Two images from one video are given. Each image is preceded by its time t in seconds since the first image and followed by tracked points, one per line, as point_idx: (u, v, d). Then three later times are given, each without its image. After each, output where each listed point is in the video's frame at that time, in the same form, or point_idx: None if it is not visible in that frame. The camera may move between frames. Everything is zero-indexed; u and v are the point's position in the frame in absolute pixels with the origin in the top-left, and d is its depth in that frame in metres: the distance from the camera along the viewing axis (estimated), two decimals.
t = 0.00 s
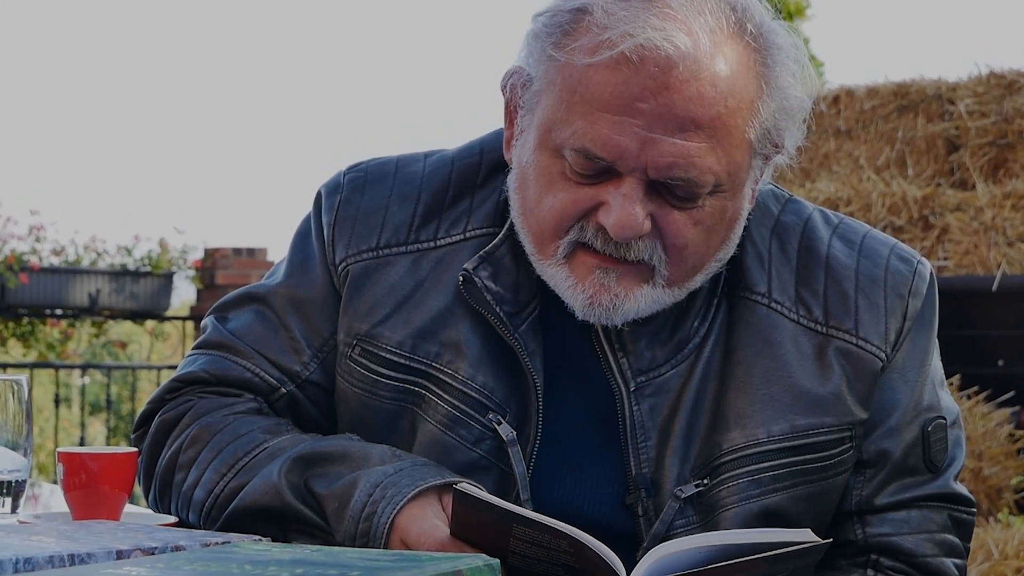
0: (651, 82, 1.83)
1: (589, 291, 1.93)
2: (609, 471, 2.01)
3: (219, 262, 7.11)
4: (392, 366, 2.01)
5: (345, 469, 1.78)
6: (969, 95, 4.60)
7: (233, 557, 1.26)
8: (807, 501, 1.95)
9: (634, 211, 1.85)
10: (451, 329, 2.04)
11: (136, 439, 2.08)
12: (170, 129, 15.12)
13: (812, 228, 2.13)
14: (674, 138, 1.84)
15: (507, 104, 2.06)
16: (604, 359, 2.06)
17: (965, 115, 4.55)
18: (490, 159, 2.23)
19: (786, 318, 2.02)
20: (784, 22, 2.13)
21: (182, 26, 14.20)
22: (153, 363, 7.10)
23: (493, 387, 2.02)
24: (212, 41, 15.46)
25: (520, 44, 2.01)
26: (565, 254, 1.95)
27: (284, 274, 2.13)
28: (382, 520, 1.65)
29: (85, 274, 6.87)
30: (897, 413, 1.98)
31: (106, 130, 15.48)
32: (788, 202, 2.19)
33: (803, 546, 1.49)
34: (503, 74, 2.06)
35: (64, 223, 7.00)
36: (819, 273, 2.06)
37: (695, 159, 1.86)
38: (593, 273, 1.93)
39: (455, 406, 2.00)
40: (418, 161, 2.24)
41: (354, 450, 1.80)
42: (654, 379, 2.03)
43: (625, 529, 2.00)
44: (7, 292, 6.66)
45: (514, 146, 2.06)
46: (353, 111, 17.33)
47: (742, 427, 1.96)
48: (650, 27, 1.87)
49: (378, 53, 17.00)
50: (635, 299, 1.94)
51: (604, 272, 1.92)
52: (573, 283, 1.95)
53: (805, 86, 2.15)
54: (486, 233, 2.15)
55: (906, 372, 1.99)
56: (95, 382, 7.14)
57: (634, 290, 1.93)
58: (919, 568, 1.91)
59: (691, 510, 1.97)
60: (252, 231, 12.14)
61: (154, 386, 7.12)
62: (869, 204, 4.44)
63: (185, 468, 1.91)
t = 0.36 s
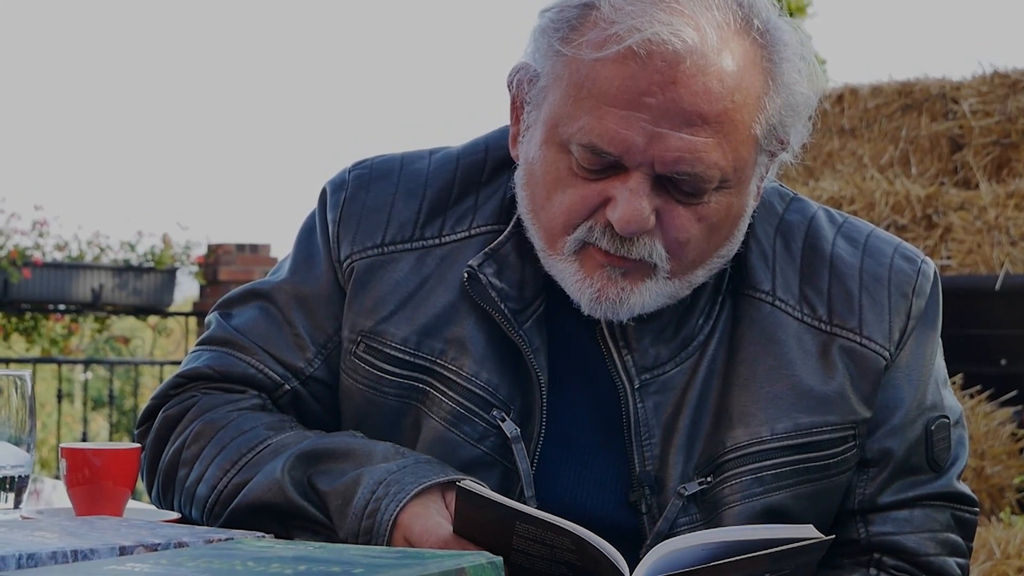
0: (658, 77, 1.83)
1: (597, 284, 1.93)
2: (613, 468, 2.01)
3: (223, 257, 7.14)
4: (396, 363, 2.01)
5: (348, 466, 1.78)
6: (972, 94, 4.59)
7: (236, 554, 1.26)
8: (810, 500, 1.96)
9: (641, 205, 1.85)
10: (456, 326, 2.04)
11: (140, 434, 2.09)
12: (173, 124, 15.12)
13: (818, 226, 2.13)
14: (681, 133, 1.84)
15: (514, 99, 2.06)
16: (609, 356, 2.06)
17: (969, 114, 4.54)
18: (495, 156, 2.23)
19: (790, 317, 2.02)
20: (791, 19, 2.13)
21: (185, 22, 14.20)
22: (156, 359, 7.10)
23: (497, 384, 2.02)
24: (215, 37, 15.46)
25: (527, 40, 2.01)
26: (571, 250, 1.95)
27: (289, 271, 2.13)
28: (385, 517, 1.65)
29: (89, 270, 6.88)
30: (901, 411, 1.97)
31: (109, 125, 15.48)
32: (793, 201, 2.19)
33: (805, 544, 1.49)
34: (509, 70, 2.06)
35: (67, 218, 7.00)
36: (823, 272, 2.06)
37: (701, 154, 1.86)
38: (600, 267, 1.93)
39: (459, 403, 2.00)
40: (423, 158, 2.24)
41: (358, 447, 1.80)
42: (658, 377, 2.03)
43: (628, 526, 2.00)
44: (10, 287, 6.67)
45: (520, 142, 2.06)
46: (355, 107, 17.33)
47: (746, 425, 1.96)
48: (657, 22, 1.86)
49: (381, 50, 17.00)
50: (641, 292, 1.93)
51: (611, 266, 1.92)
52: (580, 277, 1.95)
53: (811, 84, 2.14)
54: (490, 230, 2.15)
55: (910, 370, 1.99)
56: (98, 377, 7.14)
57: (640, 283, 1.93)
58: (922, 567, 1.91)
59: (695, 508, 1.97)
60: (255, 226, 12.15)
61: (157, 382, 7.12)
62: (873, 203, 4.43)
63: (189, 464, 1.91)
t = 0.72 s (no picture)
0: (661, 77, 1.83)
1: (596, 289, 1.93)
2: (616, 466, 2.01)
3: (226, 256, 7.17)
4: (399, 361, 2.01)
5: (350, 465, 1.78)
6: (975, 93, 4.58)
7: (238, 552, 1.26)
8: (813, 499, 1.95)
9: (644, 205, 1.85)
10: (458, 325, 2.04)
11: (142, 433, 2.09)
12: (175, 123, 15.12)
13: (821, 225, 2.12)
14: (684, 132, 1.84)
15: (516, 99, 2.06)
16: (611, 354, 2.06)
17: (972, 113, 4.53)
18: (497, 155, 2.23)
19: (793, 316, 2.02)
20: (793, 17, 2.12)
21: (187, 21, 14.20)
22: (159, 357, 7.11)
23: (500, 382, 2.02)
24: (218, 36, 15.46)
25: (529, 39, 2.01)
26: (574, 250, 1.95)
27: (291, 269, 2.13)
28: (387, 516, 1.65)
29: (91, 269, 6.88)
30: (904, 411, 1.97)
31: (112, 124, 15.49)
32: (796, 200, 2.19)
33: (808, 543, 1.49)
34: (511, 70, 2.06)
35: (69, 217, 7.00)
36: (826, 271, 2.06)
37: (704, 154, 1.86)
38: (600, 272, 1.93)
39: (461, 401, 2.00)
40: (425, 156, 2.24)
41: (360, 445, 1.79)
42: (661, 376, 2.03)
43: (630, 525, 2.00)
44: (13, 286, 6.70)
45: (523, 141, 2.06)
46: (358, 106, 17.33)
47: (749, 424, 1.96)
48: (659, 21, 1.86)
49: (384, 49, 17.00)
50: (641, 297, 1.94)
51: (611, 271, 1.92)
52: (580, 282, 1.95)
53: (813, 82, 2.14)
54: (493, 228, 2.15)
55: (912, 369, 1.99)
56: (101, 375, 7.14)
57: (639, 288, 1.93)
58: (925, 567, 1.91)
59: (697, 507, 1.96)
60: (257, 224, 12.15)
61: (159, 380, 7.12)
62: (876, 202, 4.43)
63: (191, 462, 1.91)
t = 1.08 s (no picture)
0: (663, 80, 1.83)
1: (598, 290, 1.94)
2: (617, 466, 2.01)
3: (228, 256, 7.29)
4: (401, 361, 2.01)
5: (352, 464, 1.78)
6: (977, 92, 4.58)
7: (241, 551, 1.27)
8: (815, 498, 1.95)
9: (645, 209, 1.84)
10: (460, 325, 2.04)
11: (144, 432, 2.09)
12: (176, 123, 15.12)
13: (823, 225, 2.12)
14: (686, 136, 1.84)
15: (519, 99, 2.06)
16: (613, 354, 2.06)
17: (974, 112, 4.53)
18: (499, 154, 2.23)
19: (795, 315, 2.02)
20: (796, 19, 2.13)
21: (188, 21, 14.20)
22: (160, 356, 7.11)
23: (502, 382, 2.02)
24: (218, 36, 15.46)
25: (532, 41, 2.01)
26: (575, 251, 1.95)
27: (294, 269, 2.13)
28: (389, 515, 1.65)
29: (93, 269, 6.87)
30: (906, 411, 1.97)
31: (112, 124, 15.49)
32: (798, 199, 2.19)
33: (809, 541, 1.49)
34: (513, 70, 2.06)
35: (71, 217, 7.00)
36: (828, 270, 2.06)
37: (706, 158, 1.86)
38: (603, 274, 1.93)
39: (463, 401, 2.00)
40: (427, 156, 2.24)
41: (362, 445, 1.79)
42: (662, 376, 2.03)
43: (632, 524, 2.00)
44: (14, 286, 6.68)
45: (525, 141, 2.06)
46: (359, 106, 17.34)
47: (751, 423, 1.96)
48: (662, 25, 1.86)
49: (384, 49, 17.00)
50: (642, 299, 1.94)
51: (613, 273, 1.92)
52: (582, 282, 1.95)
53: (816, 83, 2.14)
54: (495, 228, 2.15)
55: (914, 369, 1.99)
56: (102, 375, 7.14)
57: (641, 291, 1.94)
58: (926, 566, 1.91)
59: (699, 506, 1.96)
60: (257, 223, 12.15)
61: (160, 380, 7.12)
62: (877, 202, 4.42)
63: (193, 462, 1.91)
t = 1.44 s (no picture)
0: (664, 83, 1.83)
1: (604, 280, 1.93)
2: (618, 467, 2.01)
3: (228, 256, 7.26)
4: (402, 362, 2.01)
5: (353, 464, 1.78)
6: (977, 91, 4.57)
7: (241, 551, 1.27)
8: (815, 499, 1.95)
9: (647, 211, 1.85)
10: (461, 325, 2.04)
11: (145, 432, 2.09)
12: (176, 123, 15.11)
13: (823, 225, 2.12)
14: (688, 138, 1.84)
15: (519, 100, 2.06)
16: (614, 355, 2.06)
17: (974, 111, 4.53)
18: (500, 155, 2.23)
19: (796, 316, 2.02)
20: (797, 20, 2.12)
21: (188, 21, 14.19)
22: (161, 356, 7.11)
23: (502, 383, 2.02)
24: (219, 35, 15.46)
25: (532, 41, 2.01)
26: (576, 251, 1.95)
27: (294, 268, 2.13)
28: (390, 515, 1.65)
29: (94, 269, 6.87)
30: (906, 410, 1.97)
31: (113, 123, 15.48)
32: (798, 199, 2.19)
33: (810, 539, 1.49)
34: (514, 71, 2.06)
35: (71, 216, 6.99)
36: (829, 270, 2.06)
37: (707, 160, 1.86)
38: (609, 264, 1.93)
39: (464, 401, 2.00)
40: (428, 156, 2.25)
41: (363, 444, 1.79)
42: (662, 376, 2.03)
43: (633, 525, 2.00)
44: (14, 286, 6.68)
45: (526, 141, 2.06)
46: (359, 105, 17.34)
47: (751, 424, 1.96)
48: (663, 28, 1.86)
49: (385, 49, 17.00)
50: (651, 288, 1.94)
51: (620, 264, 1.92)
52: (586, 272, 1.94)
53: (817, 84, 2.14)
54: (496, 228, 2.15)
55: (915, 369, 1.99)
56: (103, 375, 7.13)
57: (650, 279, 1.94)
58: (927, 566, 1.91)
59: (699, 507, 1.96)
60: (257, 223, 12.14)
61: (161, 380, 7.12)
62: (877, 201, 4.42)
63: (194, 462, 1.91)
